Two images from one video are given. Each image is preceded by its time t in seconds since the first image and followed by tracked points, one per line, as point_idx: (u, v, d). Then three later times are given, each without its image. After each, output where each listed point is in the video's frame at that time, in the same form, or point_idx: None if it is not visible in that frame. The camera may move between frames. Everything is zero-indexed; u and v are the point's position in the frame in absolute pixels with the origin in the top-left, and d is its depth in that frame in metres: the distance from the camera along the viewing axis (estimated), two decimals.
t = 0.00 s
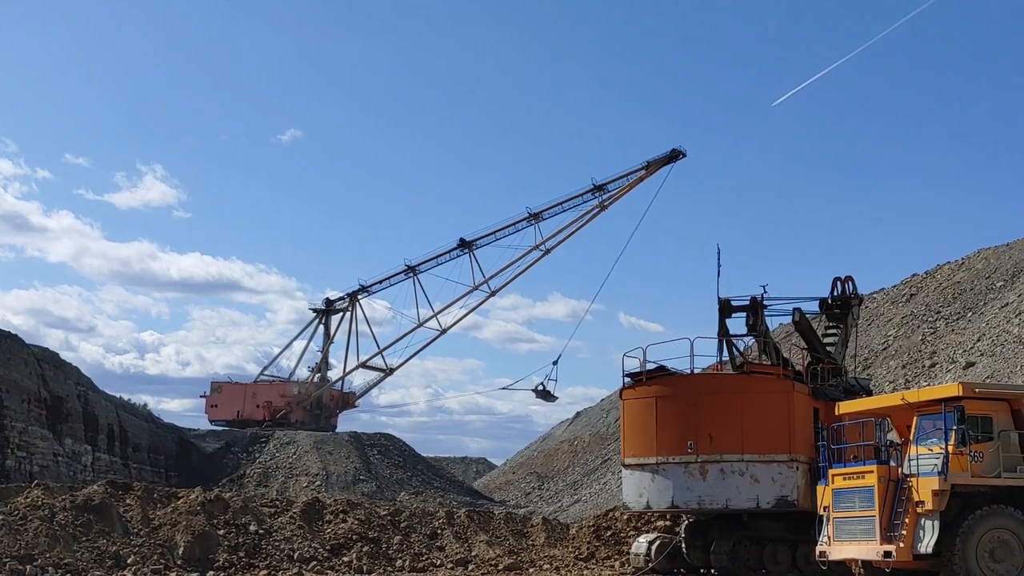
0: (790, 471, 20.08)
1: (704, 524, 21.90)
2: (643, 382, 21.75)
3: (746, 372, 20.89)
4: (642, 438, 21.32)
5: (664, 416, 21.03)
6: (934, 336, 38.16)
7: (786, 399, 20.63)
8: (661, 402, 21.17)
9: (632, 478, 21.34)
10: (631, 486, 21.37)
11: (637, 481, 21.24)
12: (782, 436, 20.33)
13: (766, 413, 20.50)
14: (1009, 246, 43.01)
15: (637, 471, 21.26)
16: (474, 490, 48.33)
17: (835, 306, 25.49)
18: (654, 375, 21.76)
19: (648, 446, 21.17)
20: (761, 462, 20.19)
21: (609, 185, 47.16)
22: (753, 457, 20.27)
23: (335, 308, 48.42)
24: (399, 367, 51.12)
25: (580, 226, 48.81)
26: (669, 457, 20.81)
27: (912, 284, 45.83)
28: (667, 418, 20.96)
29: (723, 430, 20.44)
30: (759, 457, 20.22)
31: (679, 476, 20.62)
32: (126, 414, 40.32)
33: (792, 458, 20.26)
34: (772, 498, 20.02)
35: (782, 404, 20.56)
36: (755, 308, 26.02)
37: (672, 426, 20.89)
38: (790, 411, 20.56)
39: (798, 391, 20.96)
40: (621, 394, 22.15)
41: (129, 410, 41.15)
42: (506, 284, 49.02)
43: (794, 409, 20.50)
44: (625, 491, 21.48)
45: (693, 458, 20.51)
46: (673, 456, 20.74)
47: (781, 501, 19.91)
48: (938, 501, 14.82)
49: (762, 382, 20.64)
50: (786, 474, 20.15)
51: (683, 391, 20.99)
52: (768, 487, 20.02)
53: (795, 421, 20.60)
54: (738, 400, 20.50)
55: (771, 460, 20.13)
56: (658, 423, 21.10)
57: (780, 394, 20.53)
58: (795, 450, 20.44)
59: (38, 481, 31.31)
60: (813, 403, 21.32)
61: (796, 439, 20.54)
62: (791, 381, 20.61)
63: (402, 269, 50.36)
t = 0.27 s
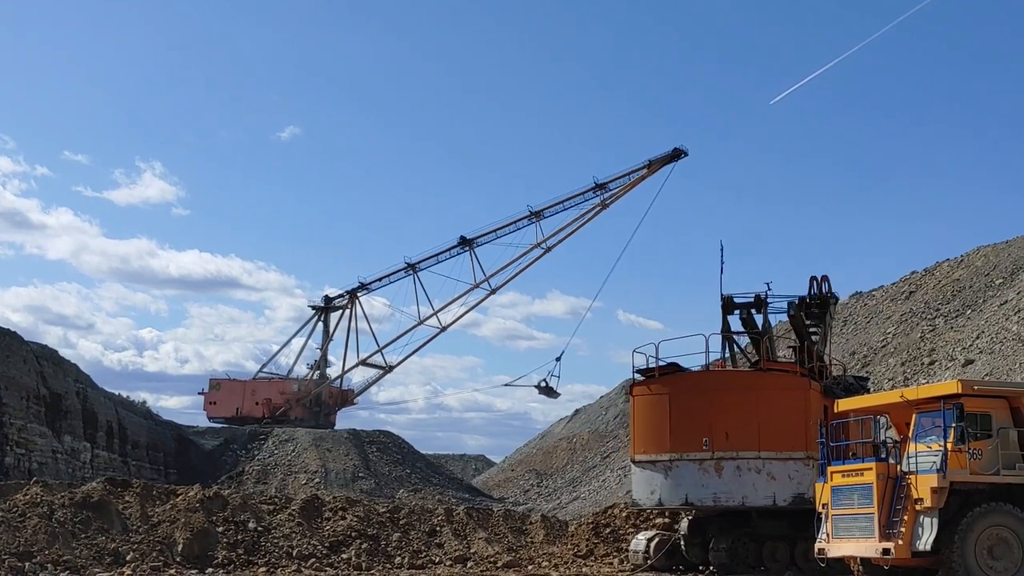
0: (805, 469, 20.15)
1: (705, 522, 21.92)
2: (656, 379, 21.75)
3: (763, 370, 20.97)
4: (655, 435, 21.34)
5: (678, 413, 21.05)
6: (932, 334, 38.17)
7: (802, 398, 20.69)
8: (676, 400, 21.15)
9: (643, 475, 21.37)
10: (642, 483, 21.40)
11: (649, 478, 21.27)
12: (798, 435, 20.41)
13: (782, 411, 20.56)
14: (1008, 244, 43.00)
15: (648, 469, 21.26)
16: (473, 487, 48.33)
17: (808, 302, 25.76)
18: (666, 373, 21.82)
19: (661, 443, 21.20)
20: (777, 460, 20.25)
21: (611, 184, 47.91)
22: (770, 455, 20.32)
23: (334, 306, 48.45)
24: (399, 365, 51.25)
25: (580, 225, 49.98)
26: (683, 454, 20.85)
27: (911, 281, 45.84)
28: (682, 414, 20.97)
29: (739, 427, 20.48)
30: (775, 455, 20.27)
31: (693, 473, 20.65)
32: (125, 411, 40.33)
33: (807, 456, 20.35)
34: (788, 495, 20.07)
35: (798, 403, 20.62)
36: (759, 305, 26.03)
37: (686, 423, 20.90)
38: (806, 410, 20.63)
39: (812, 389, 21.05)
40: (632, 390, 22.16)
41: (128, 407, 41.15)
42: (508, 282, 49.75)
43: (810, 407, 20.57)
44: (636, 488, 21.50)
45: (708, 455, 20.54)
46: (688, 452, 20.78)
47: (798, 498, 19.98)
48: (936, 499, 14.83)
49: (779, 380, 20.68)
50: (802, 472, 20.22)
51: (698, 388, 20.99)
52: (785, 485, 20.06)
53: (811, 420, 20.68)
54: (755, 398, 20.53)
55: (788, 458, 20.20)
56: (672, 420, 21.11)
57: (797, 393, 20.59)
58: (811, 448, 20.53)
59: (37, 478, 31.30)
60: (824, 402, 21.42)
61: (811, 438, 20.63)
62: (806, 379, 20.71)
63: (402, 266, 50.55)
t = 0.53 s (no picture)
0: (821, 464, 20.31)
1: (703, 517, 21.95)
2: (670, 374, 21.67)
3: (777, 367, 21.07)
4: (670, 430, 21.32)
5: (694, 408, 21.00)
6: (931, 330, 38.15)
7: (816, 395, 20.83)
8: (691, 395, 21.10)
9: (657, 470, 21.39)
10: (656, 478, 21.42)
11: (663, 473, 21.30)
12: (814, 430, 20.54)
13: (798, 406, 20.67)
14: (1007, 240, 42.97)
15: (663, 464, 21.26)
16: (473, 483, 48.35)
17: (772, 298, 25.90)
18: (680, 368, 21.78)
19: (676, 438, 21.20)
20: (795, 455, 20.35)
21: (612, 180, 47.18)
22: (787, 450, 20.41)
23: (334, 302, 48.45)
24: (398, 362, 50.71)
25: (581, 223, 48.85)
26: (698, 449, 20.85)
27: (910, 278, 45.81)
28: (697, 410, 20.92)
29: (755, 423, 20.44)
30: (792, 452, 20.38)
31: (708, 469, 20.64)
32: (124, 407, 40.35)
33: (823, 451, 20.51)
34: (805, 491, 20.19)
35: (812, 398, 20.78)
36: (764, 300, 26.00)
37: (702, 419, 20.86)
38: (820, 406, 20.81)
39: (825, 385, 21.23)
40: (645, 385, 22.08)
41: (127, 403, 41.16)
42: (508, 279, 48.82)
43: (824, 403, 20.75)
44: (650, 483, 21.52)
45: (725, 451, 20.50)
46: (703, 448, 20.75)
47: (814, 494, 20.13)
48: (935, 495, 14.82)
49: (794, 376, 20.78)
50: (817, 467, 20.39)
51: (713, 383, 20.90)
52: (802, 481, 20.17)
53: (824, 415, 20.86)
54: (772, 394, 20.56)
55: (805, 453, 20.32)
56: (687, 416, 21.07)
57: (812, 388, 20.73)
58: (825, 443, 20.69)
59: (36, 474, 31.32)
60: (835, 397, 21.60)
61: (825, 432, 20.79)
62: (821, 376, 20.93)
63: (403, 263, 50.42)
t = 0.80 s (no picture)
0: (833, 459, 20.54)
1: (702, 514, 21.96)
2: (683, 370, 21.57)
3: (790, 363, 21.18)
4: (684, 426, 21.21)
5: (709, 403, 20.92)
6: (930, 326, 38.14)
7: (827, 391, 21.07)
8: (707, 390, 20.99)
9: (671, 465, 21.27)
10: (668, 474, 21.29)
11: (676, 469, 21.19)
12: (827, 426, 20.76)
13: (812, 402, 20.84)
14: (1006, 236, 42.94)
15: (676, 461, 21.15)
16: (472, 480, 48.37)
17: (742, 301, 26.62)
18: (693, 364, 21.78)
19: (690, 435, 21.10)
20: (809, 451, 20.54)
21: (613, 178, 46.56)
22: (802, 447, 20.58)
23: (334, 298, 48.45)
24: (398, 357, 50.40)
25: (582, 220, 48.21)
26: (714, 445, 20.79)
27: (908, 274, 45.79)
28: (713, 405, 20.85)
29: (772, 419, 20.52)
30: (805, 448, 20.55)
31: (725, 465, 20.60)
32: (123, 403, 40.36)
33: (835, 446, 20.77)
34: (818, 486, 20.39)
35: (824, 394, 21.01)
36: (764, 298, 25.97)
37: (717, 414, 20.80)
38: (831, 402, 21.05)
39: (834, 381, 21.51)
40: (657, 381, 21.91)
41: (125, 399, 41.15)
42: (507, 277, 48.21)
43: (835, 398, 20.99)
44: (663, 479, 21.38)
45: (742, 446, 20.50)
46: (719, 444, 20.71)
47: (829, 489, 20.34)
48: (934, 491, 14.80)
49: (807, 373, 20.95)
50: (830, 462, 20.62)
51: (728, 378, 20.87)
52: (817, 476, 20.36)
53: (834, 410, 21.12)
54: (788, 390, 20.67)
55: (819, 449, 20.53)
56: (702, 411, 20.98)
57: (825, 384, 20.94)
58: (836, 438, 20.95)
59: (35, 470, 31.32)
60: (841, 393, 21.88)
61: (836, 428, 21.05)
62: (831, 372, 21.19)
63: (402, 260, 50.35)
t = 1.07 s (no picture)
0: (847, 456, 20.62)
1: (701, 511, 21.95)
2: (697, 365, 21.47)
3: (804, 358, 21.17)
4: (697, 420, 21.12)
5: (724, 399, 20.92)
6: (929, 323, 38.11)
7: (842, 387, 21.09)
8: (720, 385, 21.00)
9: (682, 460, 21.03)
10: (679, 470, 21.04)
11: (688, 464, 20.99)
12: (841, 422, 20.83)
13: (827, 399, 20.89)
14: (1005, 233, 42.90)
15: (688, 456, 20.99)
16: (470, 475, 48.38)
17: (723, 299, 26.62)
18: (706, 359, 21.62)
19: (703, 429, 21.04)
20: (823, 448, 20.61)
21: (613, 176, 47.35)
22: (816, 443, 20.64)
23: (333, 294, 48.44)
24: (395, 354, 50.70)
25: (581, 217, 49.09)
26: (727, 441, 20.79)
27: (907, 270, 45.75)
28: (728, 401, 20.85)
29: (786, 415, 20.58)
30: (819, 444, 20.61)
31: (739, 460, 20.62)
32: (121, 399, 40.35)
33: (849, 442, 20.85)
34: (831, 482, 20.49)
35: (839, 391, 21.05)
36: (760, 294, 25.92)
37: (732, 410, 20.83)
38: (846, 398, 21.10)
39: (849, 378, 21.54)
40: (669, 374, 21.69)
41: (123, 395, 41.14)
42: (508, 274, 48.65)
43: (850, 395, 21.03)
44: (673, 474, 21.10)
45: (755, 442, 20.57)
46: (733, 439, 20.73)
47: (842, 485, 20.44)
48: (933, 487, 14.80)
49: (822, 369, 20.94)
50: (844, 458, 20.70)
51: (744, 374, 20.92)
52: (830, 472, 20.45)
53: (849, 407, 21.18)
54: (803, 386, 20.72)
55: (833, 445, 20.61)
56: (717, 406, 20.96)
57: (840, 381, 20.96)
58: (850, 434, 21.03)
59: (33, 466, 31.30)
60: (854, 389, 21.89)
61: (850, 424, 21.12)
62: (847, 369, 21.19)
63: (401, 257, 50.34)
